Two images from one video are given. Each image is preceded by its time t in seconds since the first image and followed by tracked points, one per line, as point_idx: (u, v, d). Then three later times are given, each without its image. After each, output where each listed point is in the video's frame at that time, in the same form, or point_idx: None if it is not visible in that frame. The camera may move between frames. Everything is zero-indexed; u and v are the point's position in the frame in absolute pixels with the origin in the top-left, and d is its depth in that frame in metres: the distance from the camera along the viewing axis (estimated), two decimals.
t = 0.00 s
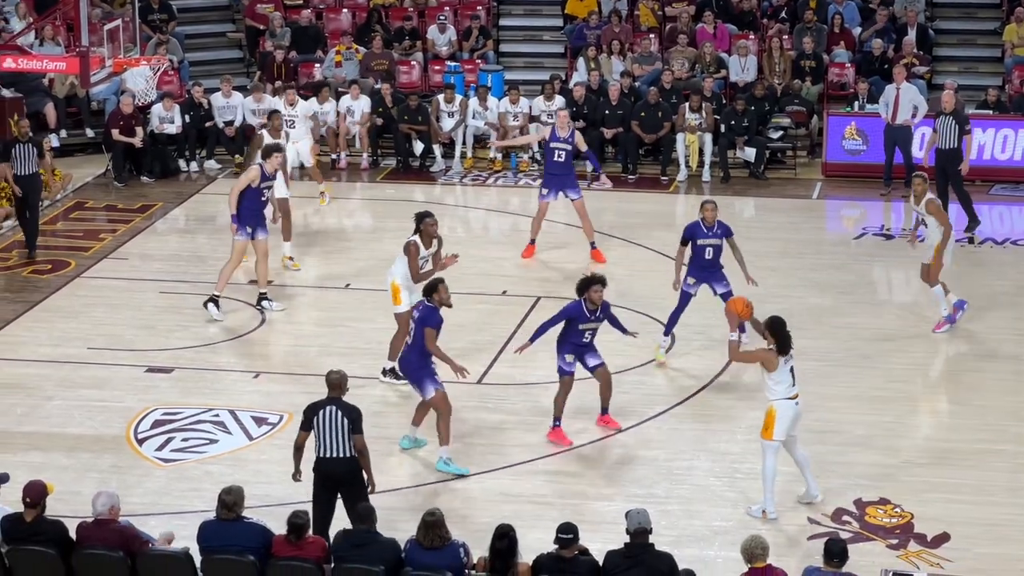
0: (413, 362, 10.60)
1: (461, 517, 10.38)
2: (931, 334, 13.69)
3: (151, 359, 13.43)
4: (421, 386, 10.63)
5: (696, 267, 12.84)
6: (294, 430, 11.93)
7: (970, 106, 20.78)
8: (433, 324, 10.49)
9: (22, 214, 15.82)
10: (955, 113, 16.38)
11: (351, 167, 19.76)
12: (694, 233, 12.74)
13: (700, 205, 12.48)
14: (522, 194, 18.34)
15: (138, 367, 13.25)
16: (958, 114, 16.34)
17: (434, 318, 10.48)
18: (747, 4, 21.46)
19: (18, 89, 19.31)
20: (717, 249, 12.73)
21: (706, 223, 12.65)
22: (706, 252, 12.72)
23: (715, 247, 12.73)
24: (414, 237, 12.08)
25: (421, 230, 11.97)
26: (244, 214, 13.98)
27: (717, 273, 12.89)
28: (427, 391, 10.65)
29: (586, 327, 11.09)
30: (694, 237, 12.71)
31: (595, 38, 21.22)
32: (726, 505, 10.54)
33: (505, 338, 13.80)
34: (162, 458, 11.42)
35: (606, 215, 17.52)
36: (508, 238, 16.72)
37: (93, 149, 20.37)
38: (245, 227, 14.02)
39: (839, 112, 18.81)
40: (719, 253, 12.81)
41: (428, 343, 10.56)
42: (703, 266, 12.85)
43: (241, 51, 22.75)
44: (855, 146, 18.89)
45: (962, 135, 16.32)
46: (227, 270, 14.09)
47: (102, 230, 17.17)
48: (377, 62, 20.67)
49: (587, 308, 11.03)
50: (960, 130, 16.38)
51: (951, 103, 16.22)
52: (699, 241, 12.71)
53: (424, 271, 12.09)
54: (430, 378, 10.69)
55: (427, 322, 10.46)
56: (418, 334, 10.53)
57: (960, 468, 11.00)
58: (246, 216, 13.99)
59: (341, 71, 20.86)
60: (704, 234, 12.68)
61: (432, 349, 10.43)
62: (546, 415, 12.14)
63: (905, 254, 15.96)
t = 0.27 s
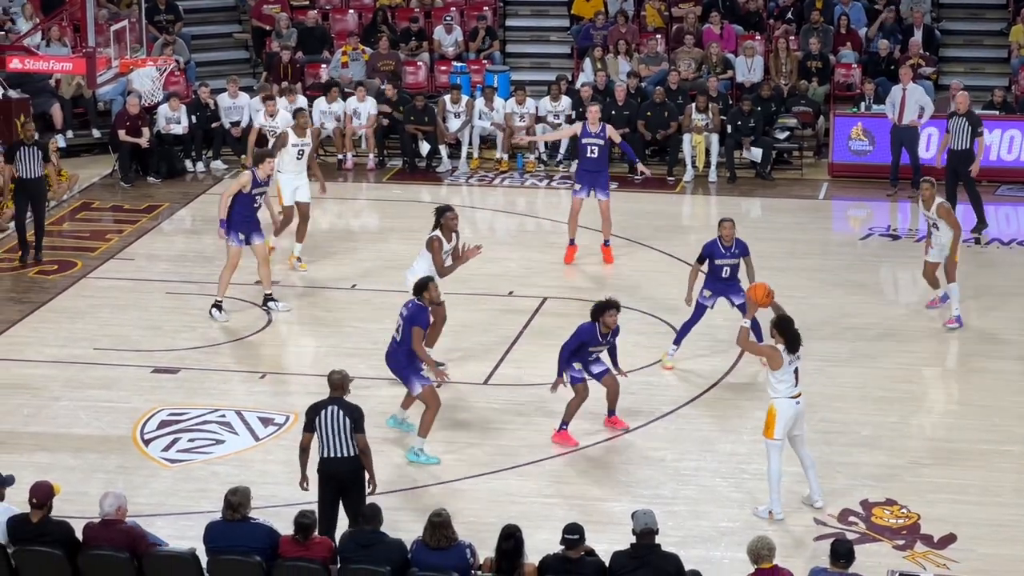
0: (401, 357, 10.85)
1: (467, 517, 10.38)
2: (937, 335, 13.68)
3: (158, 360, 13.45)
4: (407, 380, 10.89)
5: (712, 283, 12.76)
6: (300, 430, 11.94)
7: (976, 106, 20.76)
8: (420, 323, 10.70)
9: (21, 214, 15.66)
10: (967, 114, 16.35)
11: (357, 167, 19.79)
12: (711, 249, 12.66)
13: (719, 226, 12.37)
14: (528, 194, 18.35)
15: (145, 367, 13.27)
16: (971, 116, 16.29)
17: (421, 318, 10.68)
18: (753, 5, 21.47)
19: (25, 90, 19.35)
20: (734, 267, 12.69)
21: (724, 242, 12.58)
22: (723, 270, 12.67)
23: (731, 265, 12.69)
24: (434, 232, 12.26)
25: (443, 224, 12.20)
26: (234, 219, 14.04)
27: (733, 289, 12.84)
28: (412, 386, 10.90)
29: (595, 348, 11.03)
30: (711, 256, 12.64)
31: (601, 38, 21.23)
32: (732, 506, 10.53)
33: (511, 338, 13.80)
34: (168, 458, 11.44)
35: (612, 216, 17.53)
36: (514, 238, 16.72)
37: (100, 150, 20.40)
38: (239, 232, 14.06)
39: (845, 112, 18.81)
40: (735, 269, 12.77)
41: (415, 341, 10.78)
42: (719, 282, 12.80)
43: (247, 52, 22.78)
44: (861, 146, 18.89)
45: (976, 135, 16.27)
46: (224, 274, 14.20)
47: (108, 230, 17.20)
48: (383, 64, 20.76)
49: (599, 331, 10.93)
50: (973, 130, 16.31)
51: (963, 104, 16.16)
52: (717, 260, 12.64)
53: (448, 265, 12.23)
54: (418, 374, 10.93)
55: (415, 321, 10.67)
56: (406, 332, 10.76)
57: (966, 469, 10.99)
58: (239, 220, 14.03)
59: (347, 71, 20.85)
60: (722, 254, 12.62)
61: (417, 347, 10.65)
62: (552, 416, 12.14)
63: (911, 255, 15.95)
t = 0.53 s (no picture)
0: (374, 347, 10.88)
1: (471, 521, 10.37)
2: (942, 338, 13.67)
3: (162, 363, 13.45)
4: (380, 369, 10.91)
5: (716, 277, 12.79)
6: (304, 434, 11.94)
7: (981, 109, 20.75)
8: (392, 314, 10.68)
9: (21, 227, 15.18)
10: (979, 118, 16.26)
11: (361, 171, 19.79)
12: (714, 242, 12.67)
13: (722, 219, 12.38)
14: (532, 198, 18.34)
15: (149, 371, 13.27)
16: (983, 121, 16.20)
17: (393, 308, 10.67)
18: (758, 8, 21.47)
19: (29, 94, 19.36)
20: (737, 260, 12.68)
21: (727, 235, 12.57)
22: (727, 263, 12.67)
23: (734, 258, 12.69)
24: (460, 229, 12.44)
25: (468, 221, 12.29)
26: (240, 225, 14.06)
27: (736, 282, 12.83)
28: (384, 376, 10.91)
29: (603, 357, 11.04)
30: (715, 249, 12.63)
31: (605, 41, 21.23)
32: (736, 510, 10.52)
33: (515, 342, 13.80)
34: (173, 462, 11.43)
35: (616, 220, 17.52)
36: (518, 242, 16.71)
37: (104, 153, 20.40)
38: (245, 237, 14.09)
39: (850, 116, 18.82)
40: (739, 262, 12.76)
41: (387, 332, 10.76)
42: (723, 275, 12.80)
43: (251, 55, 22.79)
44: (866, 150, 18.90)
45: (988, 139, 16.18)
46: (234, 279, 14.19)
47: (112, 234, 17.19)
48: (389, 70, 20.51)
49: (608, 339, 10.93)
50: (985, 135, 16.21)
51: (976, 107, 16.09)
52: (720, 254, 12.65)
53: (475, 259, 12.36)
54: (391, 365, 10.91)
55: (387, 311, 10.67)
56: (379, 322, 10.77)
57: (971, 473, 10.98)
58: (245, 225, 14.06)
59: (352, 75, 20.95)
60: (724, 247, 12.62)
61: (385, 336, 10.65)
62: (557, 420, 12.13)
63: (915, 259, 15.94)
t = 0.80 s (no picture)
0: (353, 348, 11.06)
1: (472, 527, 10.36)
2: (943, 344, 13.65)
3: (163, 369, 13.44)
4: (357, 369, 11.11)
5: (691, 281, 12.98)
6: (305, 440, 11.93)
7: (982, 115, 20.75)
8: (369, 313, 10.85)
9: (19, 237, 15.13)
10: (987, 123, 16.28)
11: (363, 177, 19.80)
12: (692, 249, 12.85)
13: (705, 225, 12.55)
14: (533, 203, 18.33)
15: (150, 376, 13.26)
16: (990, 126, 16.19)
17: (369, 308, 10.83)
18: (759, 14, 21.47)
19: (31, 99, 19.37)
20: (713, 266, 12.88)
21: (707, 241, 12.77)
22: (703, 268, 12.86)
23: (711, 265, 12.88)
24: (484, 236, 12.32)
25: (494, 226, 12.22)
26: (257, 231, 14.04)
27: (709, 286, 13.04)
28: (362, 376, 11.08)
29: (609, 361, 11.03)
30: (694, 253, 12.82)
31: (607, 47, 21.23)
32: (738, 515, 10.51)
33: (517, 347, 13.80)
34: (174, 467, 11.42)
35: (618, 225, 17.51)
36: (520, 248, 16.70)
37: (105, 159, 20.39)
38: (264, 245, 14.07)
39: (851, 121, 18.82)
40: (714, 268, 12.97)
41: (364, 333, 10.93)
42: (698, 282, 12.99)
43: (252, 61, 22.81)
44: (867, 155, 18.90)
45: (996, 145, 16.23)
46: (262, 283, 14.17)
47: (114, 240, 17.19)
48: (389, 72, 20.70)
49: (613, 343, 10.93)
50: (992, 141, 16.26)
51: (984, 113, 16.13)
52: (699, 258, 12.83)
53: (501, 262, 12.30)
54: (367, 365, 11.07)
55: (363, 311, 10.83)
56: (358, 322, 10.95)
57: (973, 478, 10.96)
58: (261, 232, 14.05)
59: (353, 80, 20.89)
60: (704, 251, 12.81)
61: (362, 335, 10.81)
62: (558, 425, 12.12)
63: (917, 264, 15.93)
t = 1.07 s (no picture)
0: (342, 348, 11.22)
1: (470, 536, 10.34)
2: (941, 353, 13.65)
3: (161, 379, 13.44)
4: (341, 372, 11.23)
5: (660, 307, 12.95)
6: (304, 449, 11.92)
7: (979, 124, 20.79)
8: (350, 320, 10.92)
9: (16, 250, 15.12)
10: (991, 132, 16.03)
11: (361, 186, 19.82)
12: (666, 272, 12.88)
13: (678, 249, 12.64)
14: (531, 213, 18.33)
15: (149, 386, 13.26)
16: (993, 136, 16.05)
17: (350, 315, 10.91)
18: (757, 23, 21.51)
19: (29, 110, 19.40)
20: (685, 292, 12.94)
21: (680, 267, 12.82)
22: (677, 294, 12.90)
23: (684, 290, 12.94)
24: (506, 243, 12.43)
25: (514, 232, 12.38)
26: (272, 247, 13.92)
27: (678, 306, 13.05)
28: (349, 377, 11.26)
29: (615, 362, 11.05)
30: (667, 281, 12.83)
31: (604, 56, 21.27)
32: (736, 524, 10.50)
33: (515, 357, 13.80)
34: (173, 477, 11.42)
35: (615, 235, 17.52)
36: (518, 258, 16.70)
37: (104, 169, 20.40)
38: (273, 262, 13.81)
39: (849, 131, 18.85)
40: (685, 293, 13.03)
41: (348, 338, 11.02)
42: (668, 305, 12.99)
43: (250, 70, 22.83)
44: (865, 164, 18.91)
45: (999, 154, 16.02)
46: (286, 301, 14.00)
47: (112, 250, 17.20)
48: (387, 83, 20.70)
49: (618, 343, 10.98)
50: (995, 150, 16.03)
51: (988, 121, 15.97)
52: (673, 285, 12.85)
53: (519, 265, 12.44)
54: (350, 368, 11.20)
55: (348, 315, 10.93)
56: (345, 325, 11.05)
57: (971, 488, 10.95)
58: (275, 248, 13.93)
59: (351, 90, 20.96)
60: (677, 278, 12.84)
61: (340, 341, 10.91)
62: (556, 435, 12.11)
63: (915, 273, 15.94)
